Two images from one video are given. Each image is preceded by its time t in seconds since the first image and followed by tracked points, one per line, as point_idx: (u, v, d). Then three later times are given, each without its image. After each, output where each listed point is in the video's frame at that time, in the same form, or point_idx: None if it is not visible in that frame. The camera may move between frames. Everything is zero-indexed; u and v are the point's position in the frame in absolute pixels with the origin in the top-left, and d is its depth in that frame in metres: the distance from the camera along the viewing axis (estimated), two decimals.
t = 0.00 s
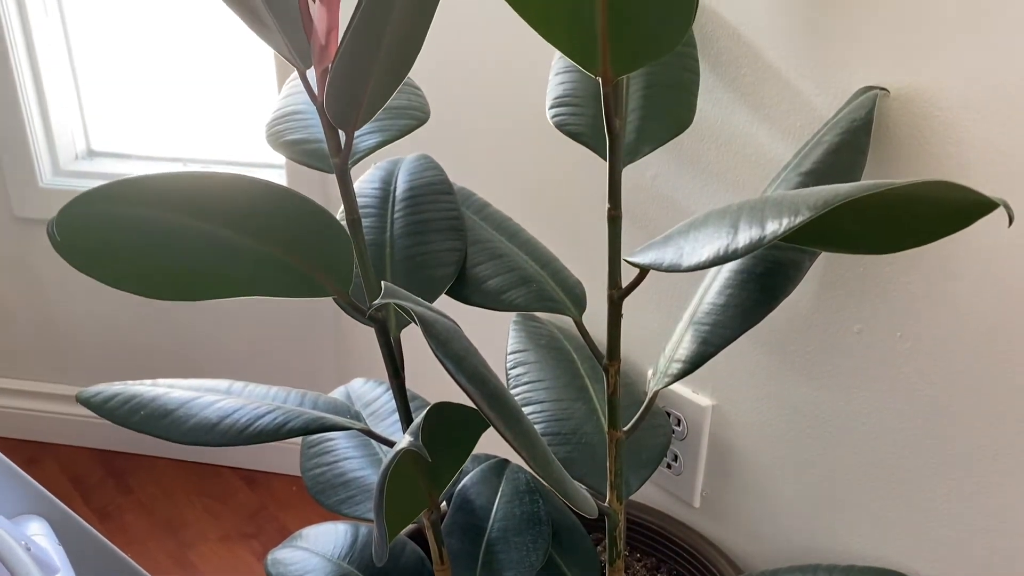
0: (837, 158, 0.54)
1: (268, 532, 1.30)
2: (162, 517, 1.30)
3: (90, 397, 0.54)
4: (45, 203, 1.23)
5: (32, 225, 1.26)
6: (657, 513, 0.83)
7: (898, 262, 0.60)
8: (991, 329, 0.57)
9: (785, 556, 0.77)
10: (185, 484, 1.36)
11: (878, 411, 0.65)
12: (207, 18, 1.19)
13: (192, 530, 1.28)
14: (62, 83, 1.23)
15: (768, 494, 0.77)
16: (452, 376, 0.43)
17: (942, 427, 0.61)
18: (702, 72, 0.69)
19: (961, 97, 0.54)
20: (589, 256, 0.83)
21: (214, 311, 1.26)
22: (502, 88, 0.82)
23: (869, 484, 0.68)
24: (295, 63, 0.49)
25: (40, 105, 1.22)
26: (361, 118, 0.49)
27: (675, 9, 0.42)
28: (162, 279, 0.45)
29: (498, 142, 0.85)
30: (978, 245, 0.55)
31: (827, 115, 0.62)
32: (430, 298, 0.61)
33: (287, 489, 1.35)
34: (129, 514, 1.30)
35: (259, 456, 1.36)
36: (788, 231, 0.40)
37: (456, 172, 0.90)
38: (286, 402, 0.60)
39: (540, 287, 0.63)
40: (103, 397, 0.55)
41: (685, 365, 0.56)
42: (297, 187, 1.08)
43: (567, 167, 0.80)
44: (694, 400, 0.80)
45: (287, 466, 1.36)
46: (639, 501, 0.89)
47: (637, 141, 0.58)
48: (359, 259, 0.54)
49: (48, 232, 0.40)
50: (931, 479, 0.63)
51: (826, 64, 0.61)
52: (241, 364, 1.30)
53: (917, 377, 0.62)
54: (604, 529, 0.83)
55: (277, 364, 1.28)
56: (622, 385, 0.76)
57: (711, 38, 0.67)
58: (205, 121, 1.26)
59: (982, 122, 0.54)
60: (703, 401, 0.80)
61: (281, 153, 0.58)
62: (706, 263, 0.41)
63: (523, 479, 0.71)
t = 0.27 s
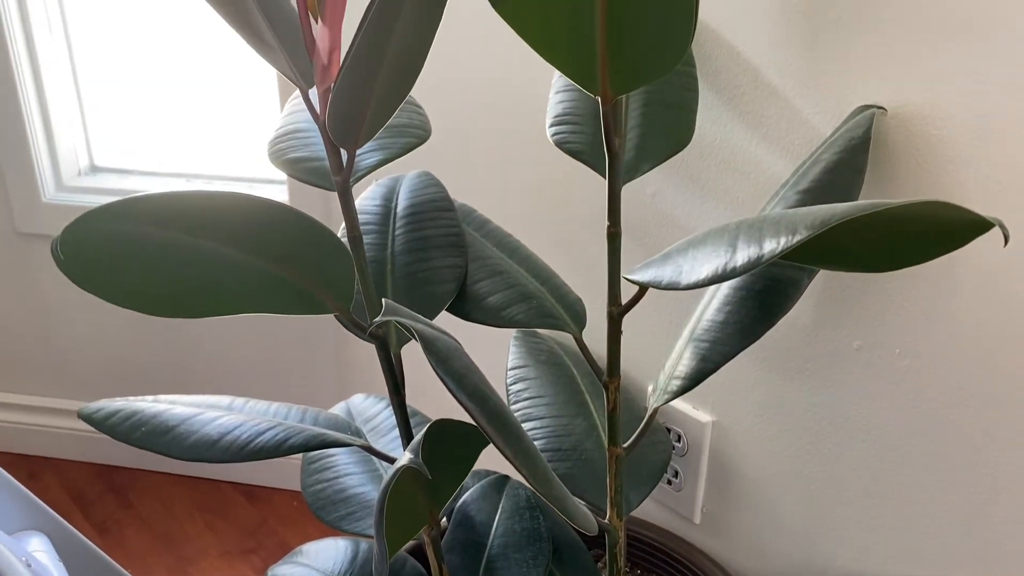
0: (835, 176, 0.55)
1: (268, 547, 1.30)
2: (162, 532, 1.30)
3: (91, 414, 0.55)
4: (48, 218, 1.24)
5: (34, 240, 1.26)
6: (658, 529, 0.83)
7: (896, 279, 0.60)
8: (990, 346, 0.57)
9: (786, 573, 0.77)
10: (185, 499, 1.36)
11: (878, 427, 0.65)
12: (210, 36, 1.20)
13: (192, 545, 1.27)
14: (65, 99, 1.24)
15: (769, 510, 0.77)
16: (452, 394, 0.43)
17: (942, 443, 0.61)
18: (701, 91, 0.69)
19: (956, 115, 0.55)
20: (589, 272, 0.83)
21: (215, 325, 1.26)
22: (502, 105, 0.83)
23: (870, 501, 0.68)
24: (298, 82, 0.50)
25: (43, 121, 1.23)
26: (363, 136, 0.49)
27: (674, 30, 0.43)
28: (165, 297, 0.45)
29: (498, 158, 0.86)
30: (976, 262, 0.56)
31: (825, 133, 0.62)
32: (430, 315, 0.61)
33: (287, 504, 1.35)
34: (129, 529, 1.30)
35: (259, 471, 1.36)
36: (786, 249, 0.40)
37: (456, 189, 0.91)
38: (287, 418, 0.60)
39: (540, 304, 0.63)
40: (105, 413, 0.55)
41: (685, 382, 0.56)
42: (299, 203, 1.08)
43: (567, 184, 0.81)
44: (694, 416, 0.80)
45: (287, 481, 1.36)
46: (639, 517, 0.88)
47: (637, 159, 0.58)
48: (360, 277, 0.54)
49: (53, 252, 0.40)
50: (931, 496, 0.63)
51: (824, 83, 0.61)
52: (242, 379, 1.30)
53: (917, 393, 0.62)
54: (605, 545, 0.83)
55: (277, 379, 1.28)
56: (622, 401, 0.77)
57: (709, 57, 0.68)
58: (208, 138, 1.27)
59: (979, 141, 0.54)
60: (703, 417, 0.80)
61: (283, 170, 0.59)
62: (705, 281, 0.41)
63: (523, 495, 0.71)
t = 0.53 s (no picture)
0: (831, 198, 0.55)
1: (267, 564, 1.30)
2: (161, 548, 1.29)
3: (91, 433, 0.55)
4: (51, 235, 1.25)
5: (37, 257, 1.27)
6: (657, 548, 0.83)
7: (893, 300, 0.61)
8: (986, 367, 0.57)
9: None
10: (185, 516, 1.36)
11: (876, 447, 0.65)
12: (212, 55, 1.21)
13: (191, 562, 1.27)
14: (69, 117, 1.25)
15: (768, 529, 0.77)
16: (450, 414, 0.43)
17: (939, 464, 0.62)
18: (698, 112, 0.70)
19: (950, 137, 0.55)
20: (588, 291, 0.83)
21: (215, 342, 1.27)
22: (501, 125, 0.83)
23: (868, 521, 0.68)
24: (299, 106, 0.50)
25: (46, 138, 1.24)
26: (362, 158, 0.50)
27: (670, 45, 0.43)
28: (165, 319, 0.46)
29: (497, 178, 0.86)
30: (971, 283, 0.56)
31: (820, 154, 0.63)
32: (429, 335, 0.61)
33: (287, 520, 1.35)
34: (129, 545, 1.30)
35: (259, 488, 1.36)
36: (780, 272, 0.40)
37: (456, 207, 0.91)
38: (286, 437, 0.60)
39: (539, 324, 0.63)
40: (104, 432, 0.55)
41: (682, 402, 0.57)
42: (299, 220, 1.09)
43: (565, 203, 0.81)
44: (692, 434, 0.81)
45: (287, 498, 1.36)
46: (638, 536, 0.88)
47: (634, 180, 0.59)
48: (359, 297, 0.54)
49: (53, 275, 0.41)
50: (929, 516, 0.63)
51: (819, 105, 0.62)
52: (243, 396, 1.30)
53: (914, 414, 0.62)
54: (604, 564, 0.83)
55: (277, 396, 1.28)
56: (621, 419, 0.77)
57: (706, 78, 0.68)
58: (210, 155, 1.28)
59: (973, 163, 0.55)
60: (702, 435, 0.80)
61: (284, 191, 0.59)
62: (700, 303, 0.42)
63: (522, 513, 0.71)
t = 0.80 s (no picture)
0: (828, 216, 0.56)
1: None
2: (162, 564, 1.29)
3: (92, 449, 0.55)
4: (53, 251, 1.25)
5: (39, 272, 1.27)
6: (658, 565, 0.82)
7: (892, 316, 0.61)
8: (984, 384, 0.57)
9: None
10: (185, 531, 1.35)
11: (876, 464, 0.65)
12: (214, 72, 1.22)
13: None
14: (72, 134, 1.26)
15: (769, 547, 0.77)
16: (449, 432, 0.43)
17: (939, 481, 0.62)
18: (696, 130, 0.71)
19: (947, 156, 0.56)
20: (588, 307, 0.84)
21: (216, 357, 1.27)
22: (501, 143, 0.84)
23: (868, 538, 0.68)
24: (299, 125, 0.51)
25: (49, 154, 1.24)
26: (363, 176, 0.50)
27: (669, 52, 0.42)
28: (166, 337, 0.46)
29: (497, 194, 0.87)
30: (969, 301, 0.56)
31: (818, 171, 0.63)
32: (428, 351, 0.61)
33: (287, 537, 1.34)
34: (129, 561, 1.30)
35: (259, 504, 1.36)
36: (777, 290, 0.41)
37: (457, 224, 0.92)
38: (286, 453, 0.60)
39: (538, 340, 0.63)
40: (105, 448, 0.55)
41: (681, 418, 0.57)
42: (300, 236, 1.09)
43: (565, 220, 0.82)
44: (693, 451, 0.80)
45: (287, 514, 1.36)
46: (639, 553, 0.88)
47: (632, 199, 0.59)
48: (359, 314, 0.55)
49: (57, 291, 0.41)
50: (930, 534, 0.63)
51: (817, 123, 0.62)
52: (243, 411, 1.30)
53: (914, 430, 0.62)
54: None
55: (278, 412, 1.28)
56: (621, 435, 0.77)
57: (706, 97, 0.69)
58: (213, 172, 1.28)
59: (970, 181, 0.55)
60: (702, 451, 0.80)
61: (285, 209, 0.60)
62: (698, 321, 0.42)
63: (522, 530, 0.71)
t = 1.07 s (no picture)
0: (825, 236, 0.56)
1: None
2: None
3: (97, 466, 0.55)
4: (57, 268, 1.25)
5: (44, 289, 1.28)
6: None
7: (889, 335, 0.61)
8: (981, 402, 0.58)
9: None
10: (187, 548, 1.35)
11: (875, 481, 0.66)
12: (220, 92, 1.23)
13: None
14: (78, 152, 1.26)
15: (770, 564, 0.77)
16: (450, 450, 0.44)
17: (937, 499, 0.62)
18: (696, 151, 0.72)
19: (943, 178, 0.57)
20: (589, 325, 0.84)
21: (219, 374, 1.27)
22: (503, 162, 0.85)
23: (869, 556, 0.68)
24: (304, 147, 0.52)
25: (55, 173, 1.25)
26: (367, 196, 0.51)
27: (667, 69, 0.43)
28: (173, 356, 0.47)
29: (499, 213, 0.88)
30: (965, 320, 0.57)
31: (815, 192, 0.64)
32: (430, 370, 0.62)
33: (289, 553, 1.34)
34: None
35: (261, 520, 1.36)
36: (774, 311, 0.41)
37: (459, 243, 0.92)
38: (289, 471, 0.61)
39: (539, 358, 0.63)
40: (110, 466, 0.56)
41: (681, 436, 0.57)
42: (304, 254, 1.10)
43: (566, 239, 0.82)
44: (693, 468, 0.81)
45: (289, 531, 1.36)
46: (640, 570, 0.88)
47: (632, 218, 0.60)
48: (362, 333, 0.55)
49: (64, 313, 0.42)
50: (930, 551, 0.64)
51: (815, 144, 0.63)
52: (246, 429, 1.31)
53: (913, 448, 0.62)
54: None
55: (281, 429, 1.29)
56: (622, 452, 0.77)
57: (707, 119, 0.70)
58: (217, 190, 1.29)
59: (965, 202, 0.56)
60: (703, 468, 0.80)
61: (289, 229, 0.60)
62: (697, 341, 0.43)
63: (524, 547, 0.71)
